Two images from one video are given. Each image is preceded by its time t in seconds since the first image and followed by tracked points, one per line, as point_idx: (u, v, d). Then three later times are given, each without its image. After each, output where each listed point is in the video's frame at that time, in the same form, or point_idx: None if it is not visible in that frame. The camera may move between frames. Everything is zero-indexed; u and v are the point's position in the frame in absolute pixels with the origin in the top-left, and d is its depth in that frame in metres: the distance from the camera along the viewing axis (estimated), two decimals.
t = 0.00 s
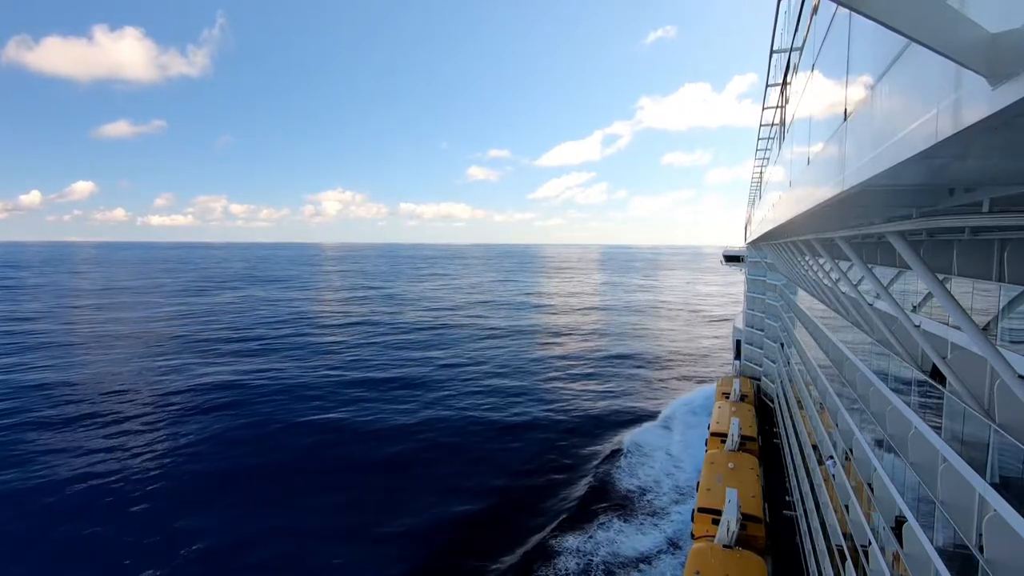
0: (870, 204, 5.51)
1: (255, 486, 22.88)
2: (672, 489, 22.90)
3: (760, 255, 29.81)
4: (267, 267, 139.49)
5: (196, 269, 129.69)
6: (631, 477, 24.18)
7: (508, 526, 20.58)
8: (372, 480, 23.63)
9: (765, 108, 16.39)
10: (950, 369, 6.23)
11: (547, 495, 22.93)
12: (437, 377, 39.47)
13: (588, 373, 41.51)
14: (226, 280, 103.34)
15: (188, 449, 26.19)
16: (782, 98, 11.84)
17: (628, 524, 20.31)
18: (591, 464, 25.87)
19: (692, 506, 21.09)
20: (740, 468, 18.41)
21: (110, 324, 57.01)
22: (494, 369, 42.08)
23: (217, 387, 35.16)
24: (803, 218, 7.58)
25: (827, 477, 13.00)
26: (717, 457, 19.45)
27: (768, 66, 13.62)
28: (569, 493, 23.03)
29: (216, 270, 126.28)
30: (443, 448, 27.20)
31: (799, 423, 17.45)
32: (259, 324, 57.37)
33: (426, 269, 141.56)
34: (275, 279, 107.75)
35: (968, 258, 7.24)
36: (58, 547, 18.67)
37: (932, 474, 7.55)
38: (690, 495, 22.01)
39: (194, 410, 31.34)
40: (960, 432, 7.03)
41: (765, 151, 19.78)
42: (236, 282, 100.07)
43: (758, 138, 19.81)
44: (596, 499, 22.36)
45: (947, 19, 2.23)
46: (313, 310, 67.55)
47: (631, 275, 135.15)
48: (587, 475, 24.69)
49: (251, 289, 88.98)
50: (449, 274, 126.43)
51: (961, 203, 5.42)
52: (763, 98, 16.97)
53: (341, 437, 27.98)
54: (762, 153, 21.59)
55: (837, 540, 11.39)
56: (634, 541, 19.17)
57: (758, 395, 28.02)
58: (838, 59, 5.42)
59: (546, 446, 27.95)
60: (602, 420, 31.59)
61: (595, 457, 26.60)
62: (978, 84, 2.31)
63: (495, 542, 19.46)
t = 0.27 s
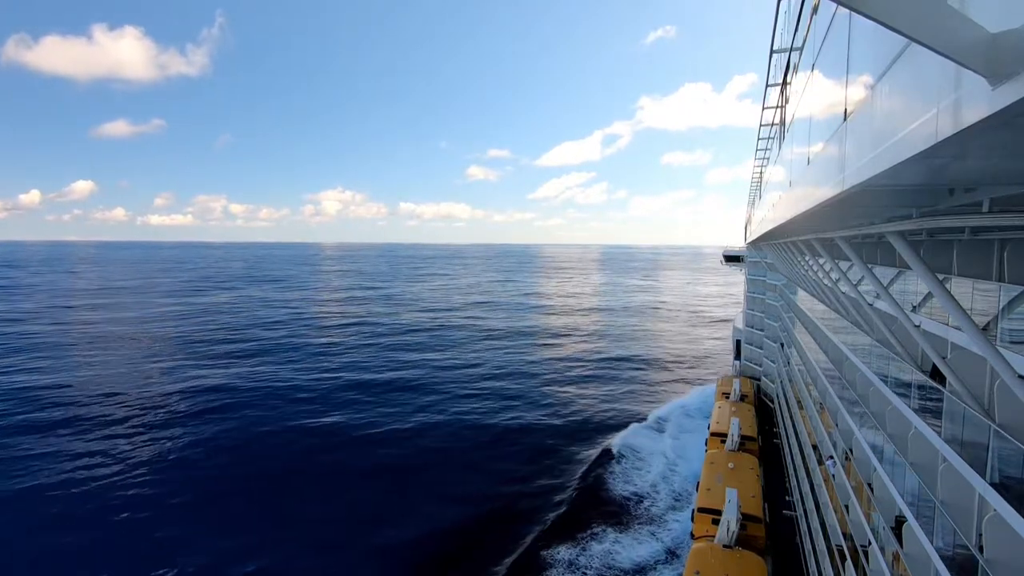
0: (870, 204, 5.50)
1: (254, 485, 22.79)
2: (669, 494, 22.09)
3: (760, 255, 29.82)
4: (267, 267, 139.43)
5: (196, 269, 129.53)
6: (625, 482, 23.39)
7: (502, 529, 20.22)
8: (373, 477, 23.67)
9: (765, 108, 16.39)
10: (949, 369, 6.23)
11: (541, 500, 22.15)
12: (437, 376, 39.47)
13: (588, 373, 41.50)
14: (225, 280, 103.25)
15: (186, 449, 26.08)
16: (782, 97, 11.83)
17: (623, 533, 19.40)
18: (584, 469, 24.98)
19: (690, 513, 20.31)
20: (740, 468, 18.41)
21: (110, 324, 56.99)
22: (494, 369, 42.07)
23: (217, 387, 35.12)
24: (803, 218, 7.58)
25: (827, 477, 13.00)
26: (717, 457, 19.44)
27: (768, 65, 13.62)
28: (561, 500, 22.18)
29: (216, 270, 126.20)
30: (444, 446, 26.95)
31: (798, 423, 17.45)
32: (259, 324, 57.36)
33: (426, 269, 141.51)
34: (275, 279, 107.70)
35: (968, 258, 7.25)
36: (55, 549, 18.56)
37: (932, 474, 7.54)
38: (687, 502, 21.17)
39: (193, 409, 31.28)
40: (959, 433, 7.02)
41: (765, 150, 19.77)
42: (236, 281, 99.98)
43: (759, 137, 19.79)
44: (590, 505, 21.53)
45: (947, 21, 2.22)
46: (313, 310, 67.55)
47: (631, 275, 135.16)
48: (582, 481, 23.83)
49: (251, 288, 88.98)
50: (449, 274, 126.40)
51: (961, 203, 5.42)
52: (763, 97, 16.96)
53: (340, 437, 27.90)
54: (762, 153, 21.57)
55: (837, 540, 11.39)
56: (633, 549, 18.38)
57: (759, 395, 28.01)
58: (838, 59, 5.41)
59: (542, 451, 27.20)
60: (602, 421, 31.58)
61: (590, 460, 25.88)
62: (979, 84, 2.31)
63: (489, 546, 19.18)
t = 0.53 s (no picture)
0: (870, 203, 5.50)
1: (251, 490, 22.74)
2: (665, 500, 21.75)
3: (760, 254, 29.82)
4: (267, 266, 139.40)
5: (196, 269, 129.44)
6: (622, 487, 23.03)
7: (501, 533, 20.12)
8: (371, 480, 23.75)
9: (765, 108, 16.37)
10: (949, 370, 6.23)
11: (536, 505, 21.87)
12: (437, 377, 39.49)
13: (588, 373, 41.52)
14: (225, 280, 103.26)
15: (184, 453, 26.07)
16: (782, 97, 11.83)
17: (620, 543, 18.79)
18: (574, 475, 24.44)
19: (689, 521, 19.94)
20: (740, 468, 18.41)
21: (111, 324, 57.00)
22: (494, 369, 42.09)
23: (217, 388, 35.12)
24: (803, 218, 7.58)
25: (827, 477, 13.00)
26: (717, 457, 19.44)
27: (767, 65, 13.62)
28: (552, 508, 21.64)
29: (216, 270, 126.16)
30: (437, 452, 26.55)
31: (798, 423, 17.45)
32: (260, 324, 57.38)
33: (426, 269, 141.55)
34: (275, 279, 107.71)
35: (968, 258, 7.24)
36: (54, 556, 18.58)
37: (932, 474, 7.54)
38: (684, 510, 20.83)
39: (193, 411, 31.27)
40: (959, 433, 7.02)
41: (765, 150, 19.74)
42: (237, 281, 99.98)
43: (759, 138, 19.78)
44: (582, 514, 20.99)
45: (947, 21, 2.22)
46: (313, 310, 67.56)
47: (631, 274, 135.21)
48: (572, 488, 23.30)
49: (251, 288, 88.98)
50: (449, 274, 126.38)
51: (960, 203, 5.42)
52: (764, 97, 16.94)
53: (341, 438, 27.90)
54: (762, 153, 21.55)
55: (837, 540, 11.39)
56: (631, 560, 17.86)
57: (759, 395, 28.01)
58: (838, 58, 5.41)
59: (535, 456, 26.78)
60: (602, 421, 31.59)
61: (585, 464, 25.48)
62: (978, 84, 2.31)
63: (490, 549, 19.17)
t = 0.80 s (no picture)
0: (869, 203, 5.50)
1: (252, 489, 22.82)
2: (661, 506, 21.62)
3: (760, 255, 29.85)
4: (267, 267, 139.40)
5: (195, 269, 129.18)
6: (618, 493, 22.74)
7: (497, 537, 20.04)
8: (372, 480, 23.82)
9: (765, 108, 16.38)
10: (949, 369, 6.22)
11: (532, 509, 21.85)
12: (437, 377, 39.51)
13: (588, 374, 41.55)
14: (225, 280, 103.24)
15: (179, 454, 25.86)
16: (782, 98, 11.84)
17: (615, 556, 18.36)
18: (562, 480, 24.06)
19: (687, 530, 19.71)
20: (740, 468, 18.41)
21: (110, 324, 56.95)
22: (494, 370, 42.11)
23: (217, 390, 35.08)
24: (804, 218, 7.58)
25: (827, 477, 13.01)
26: (718, 457, 19.44)
27: (768, 65, 13.62)
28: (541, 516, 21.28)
29: (216, 270, 126.09)
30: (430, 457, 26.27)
31: (798, 423, 17.46)
32: (260, 324, 57.39)
33: (426, 270, 141.66)
34: (274, 279, 107.68)
35: (969, 258, 7.24)
36: (56, 553, 18.66)
37: (932, 473, 7.55)
38: (681, 517, 20.65)
39: (191, 412, 31.16)
40: (959, 432, 7.01)
41: (765, 150, 19.74)
42: (236, 282, 99.86)
43: (759, 138, 19.76)
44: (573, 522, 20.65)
45: (947, 22, 2.21)
46: (313, 310, 67.52)
47: (630, 275, 135.30)
48: (563, 494, 22.94)
49: (250, 289, 88.79)
50: (449, 275, 126.42)
51: (960, 203, 5.42)
52: (763, 97, 16.96)
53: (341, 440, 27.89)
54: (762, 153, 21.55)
55: (837, 540, 11.38)
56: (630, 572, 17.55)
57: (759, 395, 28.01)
58: (838, 59, 5.41)
59: (528, 462, 26.57)
60: (602, 422, 31.62)
61: (579, 468, 25.24)
62: (978, 84, 2.30)
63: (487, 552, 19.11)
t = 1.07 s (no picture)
0: (869, 203, 5.50)
1: (251, 491, 22.87)
2: (658, 513, 21.24)
3: (760, 255, 29.85)
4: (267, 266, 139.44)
5: (196, 268, 129.21)
6: (614, 498, 22.39)
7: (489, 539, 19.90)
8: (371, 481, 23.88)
9: (765, 108, 16.37)
10: (949, 369, 6.22)
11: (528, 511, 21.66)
12: (438, 378, 39.51)
13: (588, 375, 41.56)
14: (225, 279, 103.24)
15: (174, 458, 25.70)
16: (782, 98, 11.84)
17: (611, 567, 17.82)
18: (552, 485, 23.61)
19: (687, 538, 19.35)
20: (740, 469, 18.41)
21: (110, 324, 56.94)
22: (494, 371, 42.13)
23: (217, 390, 35.07)
24: (804, 217, 7.57)
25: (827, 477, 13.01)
26: (718, 457, 19.44)
27: (767, 65, 13.61)
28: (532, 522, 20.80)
29: (216, 270, 126.03)
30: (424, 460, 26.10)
31: (798, 423, 17.45)
32: (260, 324, 57.37)
33: (426, 270, 141.70)
34: (274, 279, 107.65)
35: (969, 258, 7.23)
36: (57, 554, 18.72)
37: (932, 473, 7.55)
38: (678, 524, 20.34)
39: (190, 414, 31.09)
40: (959, 433, 7.01)
41: (765, 150, 19.74)
42: (236, 282, 99.81)
43: (758, 138, 19.73)
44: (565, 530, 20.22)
45: (946, 22, 2.21)
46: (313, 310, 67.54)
47: (630, 275, 135.37)
48: (554, 500, 22.47)
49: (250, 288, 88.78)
50: (449, 274, 126.42)
51: (960, 203, 5.42)
52: (763, 97, 16.96)
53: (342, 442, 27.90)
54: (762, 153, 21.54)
55: (837, 540, 11.38)
56: None
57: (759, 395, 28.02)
58: (838, 59, 5.41)
59: (522, 464, 26.29)
60: (602, 423, 31.63)
61: (574, 472, 24.82)
62: (978, 84, 2.30)
63: (480, 553, 19.04)
